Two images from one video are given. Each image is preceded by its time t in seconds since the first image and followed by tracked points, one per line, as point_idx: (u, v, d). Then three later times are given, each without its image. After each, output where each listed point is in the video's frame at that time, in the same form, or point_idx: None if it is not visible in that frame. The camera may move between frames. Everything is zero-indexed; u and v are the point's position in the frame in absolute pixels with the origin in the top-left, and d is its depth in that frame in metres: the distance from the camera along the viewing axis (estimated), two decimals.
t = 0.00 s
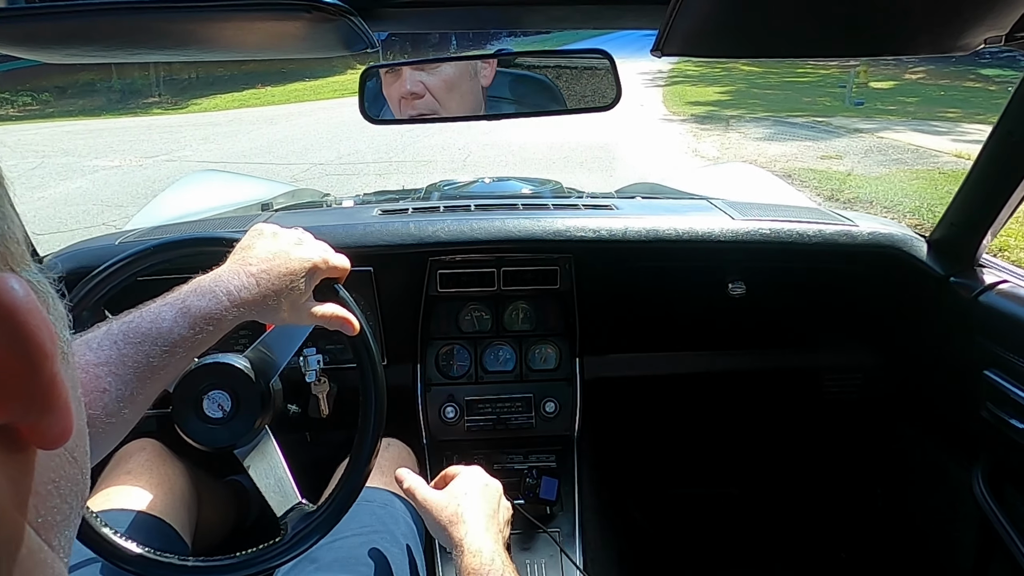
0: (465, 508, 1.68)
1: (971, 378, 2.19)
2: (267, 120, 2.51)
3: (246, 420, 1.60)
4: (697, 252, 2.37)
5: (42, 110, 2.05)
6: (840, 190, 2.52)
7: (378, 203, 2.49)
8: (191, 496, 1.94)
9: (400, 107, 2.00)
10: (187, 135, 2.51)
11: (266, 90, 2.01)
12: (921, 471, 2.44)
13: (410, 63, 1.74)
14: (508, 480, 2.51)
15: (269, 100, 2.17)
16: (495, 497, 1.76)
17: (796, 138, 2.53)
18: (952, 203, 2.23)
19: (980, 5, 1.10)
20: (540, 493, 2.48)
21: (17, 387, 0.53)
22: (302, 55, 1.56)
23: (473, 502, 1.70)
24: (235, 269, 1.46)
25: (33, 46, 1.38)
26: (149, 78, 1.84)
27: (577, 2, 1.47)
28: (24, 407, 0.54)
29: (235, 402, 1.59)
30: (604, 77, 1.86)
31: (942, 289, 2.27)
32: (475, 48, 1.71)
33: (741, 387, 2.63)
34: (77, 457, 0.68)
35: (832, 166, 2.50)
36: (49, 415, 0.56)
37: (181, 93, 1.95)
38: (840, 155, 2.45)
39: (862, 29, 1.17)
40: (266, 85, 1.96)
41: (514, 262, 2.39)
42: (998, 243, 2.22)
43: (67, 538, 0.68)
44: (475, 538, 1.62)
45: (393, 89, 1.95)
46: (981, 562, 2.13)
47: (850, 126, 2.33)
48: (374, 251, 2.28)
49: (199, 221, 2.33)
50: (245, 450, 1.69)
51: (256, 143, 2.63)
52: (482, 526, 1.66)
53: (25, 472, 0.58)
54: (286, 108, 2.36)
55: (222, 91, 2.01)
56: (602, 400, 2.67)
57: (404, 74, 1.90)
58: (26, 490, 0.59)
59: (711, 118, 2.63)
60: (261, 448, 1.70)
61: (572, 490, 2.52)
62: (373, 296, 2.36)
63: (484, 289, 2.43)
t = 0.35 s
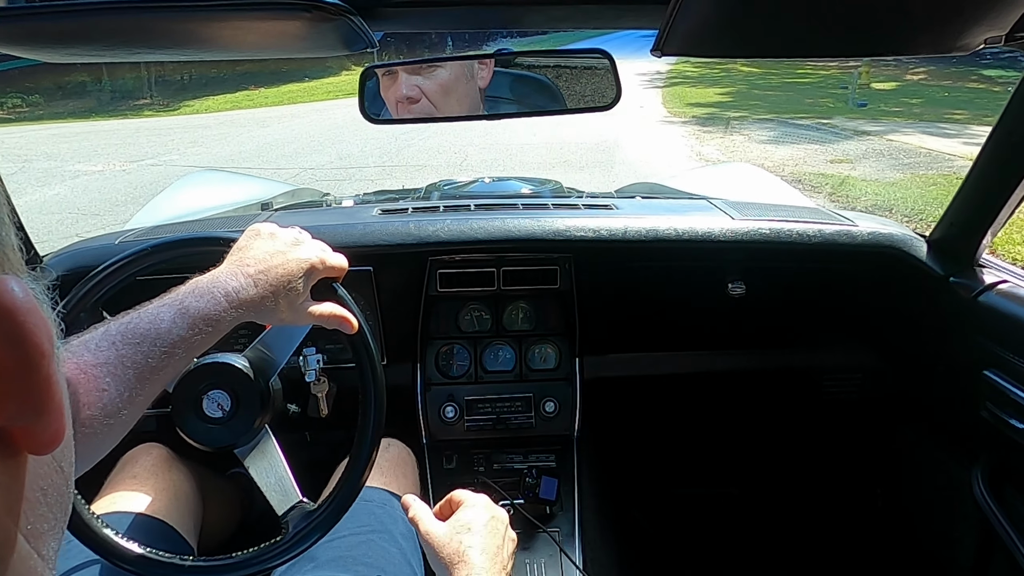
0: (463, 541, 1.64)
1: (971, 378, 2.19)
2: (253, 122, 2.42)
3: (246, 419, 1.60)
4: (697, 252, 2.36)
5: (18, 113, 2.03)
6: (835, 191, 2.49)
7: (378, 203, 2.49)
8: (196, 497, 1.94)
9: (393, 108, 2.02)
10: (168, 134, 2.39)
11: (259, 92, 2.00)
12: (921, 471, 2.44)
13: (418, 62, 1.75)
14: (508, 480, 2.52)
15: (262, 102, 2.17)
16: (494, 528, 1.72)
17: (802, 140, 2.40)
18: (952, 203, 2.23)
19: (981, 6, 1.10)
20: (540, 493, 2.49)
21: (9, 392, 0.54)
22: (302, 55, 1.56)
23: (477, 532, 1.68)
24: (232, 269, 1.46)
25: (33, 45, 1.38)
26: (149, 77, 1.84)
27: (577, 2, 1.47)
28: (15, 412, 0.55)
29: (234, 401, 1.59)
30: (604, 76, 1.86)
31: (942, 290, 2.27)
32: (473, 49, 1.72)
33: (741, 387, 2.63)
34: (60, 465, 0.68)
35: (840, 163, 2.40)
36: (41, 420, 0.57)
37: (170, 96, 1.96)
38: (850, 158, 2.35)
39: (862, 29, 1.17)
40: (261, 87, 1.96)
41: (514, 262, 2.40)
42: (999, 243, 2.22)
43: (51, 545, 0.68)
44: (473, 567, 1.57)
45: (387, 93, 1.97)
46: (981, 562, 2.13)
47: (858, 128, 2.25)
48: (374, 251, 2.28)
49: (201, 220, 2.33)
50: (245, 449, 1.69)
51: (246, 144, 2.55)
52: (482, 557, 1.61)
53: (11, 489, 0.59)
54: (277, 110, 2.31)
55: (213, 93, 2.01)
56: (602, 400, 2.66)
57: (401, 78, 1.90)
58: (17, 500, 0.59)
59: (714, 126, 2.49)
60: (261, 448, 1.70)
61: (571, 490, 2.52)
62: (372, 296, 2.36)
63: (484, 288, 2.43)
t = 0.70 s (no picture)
0: (446, 499, 1.73)
1: (971, 377, 2.19)
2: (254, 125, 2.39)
3: (246, 420, 1.60)
4: (697, 252, 2.36)
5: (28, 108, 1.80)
6: (836, 191, 2.49)
7: (378, 203, 2.49)
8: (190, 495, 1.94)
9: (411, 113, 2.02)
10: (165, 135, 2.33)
11: (253, 94, 2.00)
12: (922, 470, 2.44)
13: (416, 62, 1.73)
14: (508, 479, 2.52)
15: (254, 105, 2.15)
16: (476, 483, 1.81)
17: (809, 145, 2.40)
18: (952, 203, 2.23)
19: (980, 6, 1.11)
20: (540, 493, 2.48)
21: (92, 407, 0.64)
22: (302, 55, 1.56)
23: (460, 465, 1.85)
24: (236, 269, 1.47)
25: (34, 45, 1.38)
26: (150, 77, 1.84)
27: (577, 2, 1.47)
28: (89, 428, 0.64)
29: (234, 401, 1.59)
30: (604, 76, 1.86)
31: (942, 289, 2.27)
32: (473, 50, 1.71)
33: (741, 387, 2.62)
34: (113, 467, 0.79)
35: (845, 160, 2.38)
36: (109, 436, 0.66)
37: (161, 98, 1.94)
38: (860, 165, 2.36)
39: (861, 29, 1.17)
40: (254, 88, 1.96)
41: (514, 262, 2.39)
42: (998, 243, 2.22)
43: (95, 549, 0.80)
44: (457, 521, 1.65)
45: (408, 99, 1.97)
46: (981, 561, 2.13)
47: (865, 134, 2.25)
48: (375, 250, 2.28)
49: (201, 221, 2.34)
50: (245, 449, 1.69)
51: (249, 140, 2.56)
52: (464, 512, 1.70)
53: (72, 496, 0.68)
54: (274, 111, 2.25)
55: (204, 96, 2.00)
56: (602, 400, 2.66)
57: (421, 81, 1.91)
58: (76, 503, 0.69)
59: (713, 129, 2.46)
60: (261, 448, 1.70)
61: (571, 489, 2.52)
62: (373, 296, 2.36)
63: (484, 288, 2.43)
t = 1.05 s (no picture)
0: (445, 492, 1.79)
1: (971, 378, 2.19)
2: (263, 124, 2.39)
3: (246, 420, 1.60)
4: (697, 252, 2.37)
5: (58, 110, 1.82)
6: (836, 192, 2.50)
7: (378, 203, 2.49)
8: (195, 497, 1.94)
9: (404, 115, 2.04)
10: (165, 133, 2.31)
11: (247, 97, 2.02)
12: (922, 471, 2.44)
13: (415, 62, 1.75)
14: (508, 480, 2.51)
15: (248, 108, 2.16)
16: (474, 477, 1.89)
17: (815, 149, 2.42)
18: (952, 203, 2.23)
19: (981, 6, 1.11)
20: (540, 493, 2.48)
21: (97, 404, 0.64)
22: (302, 55, 1.56)
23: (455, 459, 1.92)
24: (235, 270, 1.46)
25: (34, 46, 1.38)
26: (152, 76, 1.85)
27: (577, 2, 1.46)
28: (94, 424, 0.64)
29: (234, 402, 1.59)
30: (604, 76, 1.86)
31: (942, 289, 2.27)
32: (475, 50, 1.70)
33: (741, 388, 2.62)
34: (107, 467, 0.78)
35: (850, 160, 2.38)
36: (118, 432, 0.66)
37: (153, 101, 1.96)
38: (872, 171, 2.35)
39: (861, 30, 1.17)
40: (248, 92, 1.98)
41: (514, 262, 2.39)
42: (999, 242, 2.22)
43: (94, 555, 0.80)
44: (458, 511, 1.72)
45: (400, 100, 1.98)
46: (981, 562, 2.13)
47: (874, 137, 2.26)
48: (375, 250, 2.29)
49: (201, 221, 2.34)
50: (245, 449, 1.69)
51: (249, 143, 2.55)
52: (465, 503, 1.76)
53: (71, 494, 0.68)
54: (295, 111, 2.27)
55: (200, 99, 2.02)
56: (602, 401, 2.66)
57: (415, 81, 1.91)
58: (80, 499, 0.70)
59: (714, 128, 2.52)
60: (261, 448, 1.70)
61: (571, 489, 2.52)
62: (373, 296, 2.36)
63: (485, 288, 2.43)
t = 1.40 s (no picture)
0: (447, 499, 1.80)
1: (971, 381, 2.19)
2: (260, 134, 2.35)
3: (246, 424, 1.61)
4: (697, 255, 2.36)
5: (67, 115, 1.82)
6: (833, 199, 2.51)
7: (378, 207, 2.49)
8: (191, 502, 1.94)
9: (391, 117, 2.03)
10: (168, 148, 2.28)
11: (241, 105, 2.02)
12: (921, 474, 2.44)
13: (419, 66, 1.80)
14: (508, 482, 2.51)
15: (242, 117, 2.14)
16: (475, 483, 1.89)
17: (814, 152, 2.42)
18: (952, 206, 2.23)
19: (979, 8, 1.11)
20: (540, 496, 2.48)
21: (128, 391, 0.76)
22: (302, 59, 1.57)
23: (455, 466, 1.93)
24: (236, 272, 1.46)
25: (33, 50, 1.38)
26: (154, 78, 1.86)
27: (576, 6, 1.47)
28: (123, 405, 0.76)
29: (234, 405, 1.59)
30: (603, 80, 1.87)
31: (941, 293, 2.27)
32: (472, 54, 1.71)
33: (741, 391, 2.63)
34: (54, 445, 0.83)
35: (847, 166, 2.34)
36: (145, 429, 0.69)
37: (148, 110, 1.99)
38: (886, 182, 2.34)
39: (859, 34, 1.18)
40: (243, 100, 1.98)
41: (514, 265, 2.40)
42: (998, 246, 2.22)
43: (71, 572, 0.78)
44: (461, 518, 1.72)
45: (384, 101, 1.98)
46: (981, 565, 2.13)
47: (881, 146, 2.21)
48: (375, 254, 2.29)
49: (201, 224, 2.34)
50: (245, 451, 1.68)
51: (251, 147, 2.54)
52: (467, 509, 1.76)
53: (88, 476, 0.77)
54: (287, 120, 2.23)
55: (194, 108, 2.01)
56: (602, 404, 2.66)
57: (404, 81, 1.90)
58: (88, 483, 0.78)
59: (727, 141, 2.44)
60: (262, 451, 1.70)
61: (572, 492, 2.52)
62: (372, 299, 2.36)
63: (484, 292, 2.43)
